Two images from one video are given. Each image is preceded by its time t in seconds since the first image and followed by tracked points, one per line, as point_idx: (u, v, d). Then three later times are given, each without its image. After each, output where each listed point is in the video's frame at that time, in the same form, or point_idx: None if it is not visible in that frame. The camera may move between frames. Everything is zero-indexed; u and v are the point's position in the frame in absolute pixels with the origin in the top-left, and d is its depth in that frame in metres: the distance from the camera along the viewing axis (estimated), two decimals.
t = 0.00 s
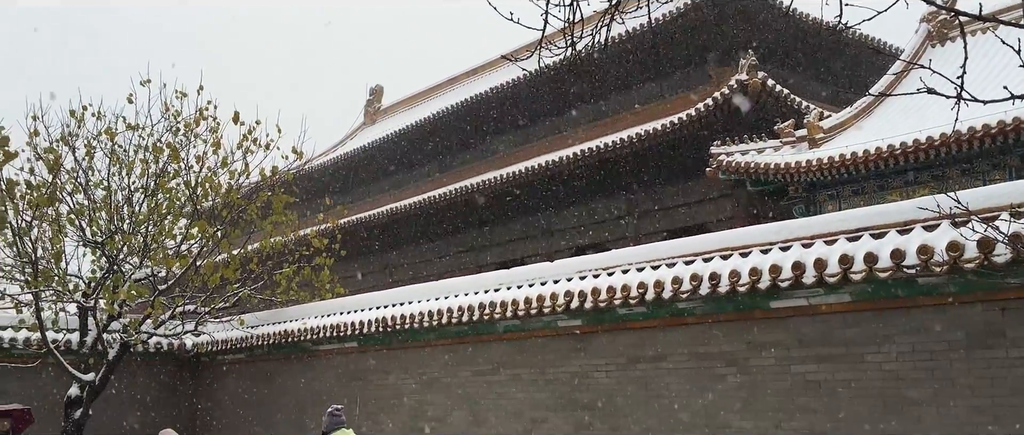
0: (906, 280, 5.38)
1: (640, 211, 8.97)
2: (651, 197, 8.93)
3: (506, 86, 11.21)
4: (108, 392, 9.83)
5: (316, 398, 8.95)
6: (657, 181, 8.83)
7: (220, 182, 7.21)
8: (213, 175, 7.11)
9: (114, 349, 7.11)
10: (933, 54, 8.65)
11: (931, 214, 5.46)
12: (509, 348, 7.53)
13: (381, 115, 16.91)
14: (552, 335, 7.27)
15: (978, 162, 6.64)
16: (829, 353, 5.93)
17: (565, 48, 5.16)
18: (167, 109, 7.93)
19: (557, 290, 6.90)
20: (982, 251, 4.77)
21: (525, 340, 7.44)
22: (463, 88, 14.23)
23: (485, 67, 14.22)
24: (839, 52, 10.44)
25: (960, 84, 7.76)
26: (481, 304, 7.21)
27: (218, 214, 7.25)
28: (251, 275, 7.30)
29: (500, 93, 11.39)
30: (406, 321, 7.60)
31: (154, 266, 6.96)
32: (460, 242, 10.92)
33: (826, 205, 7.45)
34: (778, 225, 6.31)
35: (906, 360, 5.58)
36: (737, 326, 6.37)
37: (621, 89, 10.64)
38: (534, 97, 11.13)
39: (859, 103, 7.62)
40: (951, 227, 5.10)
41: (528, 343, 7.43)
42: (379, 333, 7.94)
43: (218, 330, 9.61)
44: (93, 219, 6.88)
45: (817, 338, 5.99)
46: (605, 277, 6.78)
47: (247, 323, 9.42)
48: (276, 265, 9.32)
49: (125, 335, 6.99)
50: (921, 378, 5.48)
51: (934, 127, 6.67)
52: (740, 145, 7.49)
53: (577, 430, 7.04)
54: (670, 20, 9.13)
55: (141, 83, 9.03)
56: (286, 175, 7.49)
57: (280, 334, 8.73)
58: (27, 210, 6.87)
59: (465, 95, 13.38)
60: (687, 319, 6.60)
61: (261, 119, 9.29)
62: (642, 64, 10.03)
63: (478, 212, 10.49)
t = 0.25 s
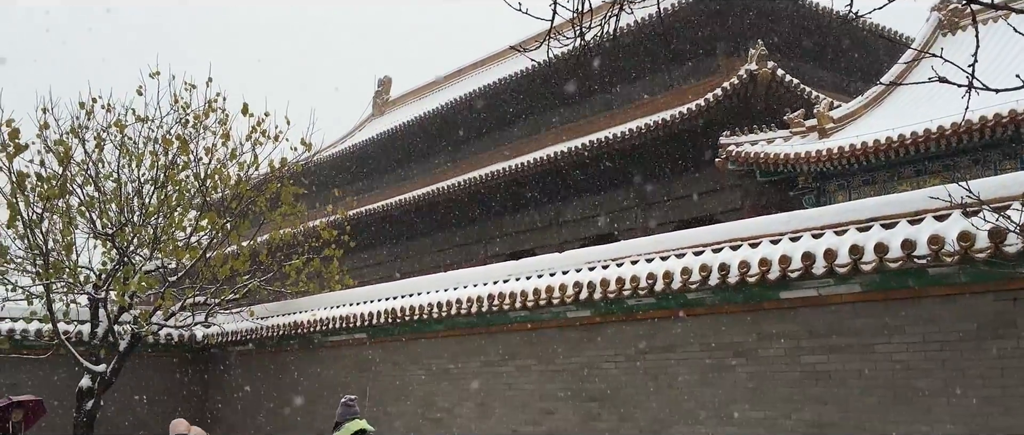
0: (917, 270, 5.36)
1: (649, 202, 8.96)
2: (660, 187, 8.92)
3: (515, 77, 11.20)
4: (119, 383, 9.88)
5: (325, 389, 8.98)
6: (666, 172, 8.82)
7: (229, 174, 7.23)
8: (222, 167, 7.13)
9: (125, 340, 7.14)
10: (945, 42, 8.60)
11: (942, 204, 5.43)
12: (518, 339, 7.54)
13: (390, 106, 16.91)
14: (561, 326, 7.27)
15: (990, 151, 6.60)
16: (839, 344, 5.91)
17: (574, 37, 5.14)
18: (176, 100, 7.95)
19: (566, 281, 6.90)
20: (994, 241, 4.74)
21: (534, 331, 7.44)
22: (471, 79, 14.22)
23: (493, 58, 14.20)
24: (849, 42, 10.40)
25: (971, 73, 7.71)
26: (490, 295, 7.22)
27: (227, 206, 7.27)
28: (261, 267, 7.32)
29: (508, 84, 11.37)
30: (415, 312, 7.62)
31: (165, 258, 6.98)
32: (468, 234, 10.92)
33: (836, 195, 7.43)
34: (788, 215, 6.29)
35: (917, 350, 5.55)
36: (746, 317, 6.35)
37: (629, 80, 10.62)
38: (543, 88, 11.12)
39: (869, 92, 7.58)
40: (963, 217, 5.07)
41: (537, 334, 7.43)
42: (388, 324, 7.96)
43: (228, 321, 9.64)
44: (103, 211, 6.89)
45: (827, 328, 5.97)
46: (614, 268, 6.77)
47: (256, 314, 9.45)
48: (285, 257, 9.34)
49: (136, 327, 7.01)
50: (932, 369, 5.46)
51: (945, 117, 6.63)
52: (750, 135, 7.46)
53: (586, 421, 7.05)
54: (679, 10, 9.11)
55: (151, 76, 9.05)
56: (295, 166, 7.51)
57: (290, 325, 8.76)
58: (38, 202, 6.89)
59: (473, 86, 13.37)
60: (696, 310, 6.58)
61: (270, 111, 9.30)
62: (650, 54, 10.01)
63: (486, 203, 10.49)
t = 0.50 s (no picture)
0: (927, 261, 5.33)
1: (658, 193, 8.95)
2: (669, 178, 8.91)
3: (523, 68, 11.18)
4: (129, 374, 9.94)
5: (335, 380, 9.01)
6: (674, 163, 8.81)
7: (238, 166, 7.24)
8: (231, 159, 7.15)
9: (135, 332, 7.17)
10: (956, 32, 8.55)
11: (953, 194, 5.40)
12: (527, 330, 7.55)
13: (398, 97, 16.90)
14: (569, 317, 7.28)
15: (1001, 141, 6.56)
16: (849, 335, 5.89)
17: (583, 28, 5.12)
18: (185, 92, 7.96)
19: (575, 272, 6.90)
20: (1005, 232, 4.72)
21: (543, 322, 7.45)
22: (479, 71, 14.20)
23: (502, 49, 14.17)
24: (860, 32, 10.35)
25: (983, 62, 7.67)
26: (499, 287, 7.22)
27: (236, 198, 7.28)
28: (270, 258, 7.34)
29: (516, 76, 11.36)
30: (423, 304, 7.63)
31: (174, 249, 7.00)
32: (477, 225, 10.92)
33: (845, 186, 7.41)
34: (797, 206, 6.26)
35: (927, 341, 5.53)
36: (755, 307, 6.35)
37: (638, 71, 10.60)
38: (551, 79, 11.10)
39: (879, 82, 7.55)
40: (973, 208, 5.04)
41: (546, 325, 7.44)
42: (397, 315, 7.98)
43: (238, 312, 9.68)
44: (113, 203, 6.92)
45: (837, 319, 5.95)
46: (623, 260, 6.77)
47: (266, 306, 9.48)
48: (295, 249, 9.36)
49: (146, 318, 7.04)
50: (942, 360, 5.44)
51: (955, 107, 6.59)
52: (759, 126, 7.44)
53: (594, 412, 7.06)
54: None
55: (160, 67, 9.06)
56: (304, 158, 7.52)
57: (299, 316, 8.79)
58: (49, 194, 6.92)
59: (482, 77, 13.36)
60: (705, 301, 6.57)
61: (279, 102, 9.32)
62: (660, 45, 9.98)
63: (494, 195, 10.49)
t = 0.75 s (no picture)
0: (936, 252, 5.31)
1: (667, 184, 8.94)
2: (678, 170, 8.90)
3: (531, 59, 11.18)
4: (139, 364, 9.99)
5: (344, 371, 9.04)
6: (683, 154, 8.79)
7: (247, 157, 7.27)
8: (240, 150, 7.17)
9: (145, 322, 7.20)
10: (968, 22, 8.50)
11: (963, 185, 5.37)
12: (535, 321, 7.56)
13: (406, 88, 16.88)
14: (577, 308, 7.28)
15: (1012, 132, 6.53)
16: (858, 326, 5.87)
17: (591, 20, 5.11)
18: (193, 84, 7.98)
19: (583, 263, 6.89)
20: (1016, 223, 4.69)
21: (551, 313, 7.46)
22: (488, 62, 14.19)
23: (510, 41, 14.15)
24: (870, 22, 10.30)
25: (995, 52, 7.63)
26: (507, 278, 7.23)
27: (245, 190, 7.31)
28: (279, 249, 7.36)
29: (524, 67, 11.35)
30: (432, 295, 7.64)
31: (184, 240, 7.03)
32: (485, 216, 10.93)
33: (854, 177, 7.39)
34: (807, 197, 6.24)
35: (936, 333, 5.51)
36: (763, 299, 6.34)
37: (648, 61, 10.60)
38: (560, 69, 11.10)
39: (889, 73, 7.51)
40: (984, 199, 5.01)
41: (554, 316, 7.45)
42: (405, 306, 8.00)
43: (248, 303, 9.72)
44: (122, 195, 6.93)
45: (846, 310, 5.93)
46: (631, 251, 6.76)
47: (275, 296, 9.52)
48: (303, 240, 9.38)
49: (155, 309, 7.07)
50: (951, 352, 5.43)
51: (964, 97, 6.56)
52: (768, 116, 7.42)
53: (602, 403, 7.07)
54: None
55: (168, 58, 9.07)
56: (312, 149, 7.54)
57: (308, 307, 8.82)
58: (58, 185, 6.94)
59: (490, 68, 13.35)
60: (713, 292, 6.56)
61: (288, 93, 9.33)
62: (669, 36, 9.97)
63: (502, 187, 10.47)
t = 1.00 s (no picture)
0: (947, 243, 5.28)
1: (676, 175, 8.93)
2: (687, 160, 8.88)
3: (539, 50, 11.16)
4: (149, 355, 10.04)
5: (353, 362, 9.07)
6: (692, 145, 8.78)
7: (256, 148, 7.29)
8: (249, 141, 7.19)
9: (155, 313, 7.21)
10: (980, 11, 8.44)
11: (974, 176, 5.34)
12: (544, 312, 7.56)
13: (415, 80, 16.86)
14: (586, 299, 7.28)
15: None
16: (868, 317, 5.85)
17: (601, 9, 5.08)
18: (203, 75, 7.99)
19: (591, 255, 6.88)
20: None
21: (559, 304, 7.46)
22: (496, 53, 14.18)
23: (518, 32, 14.13)
24: (881, 11, 10.25)
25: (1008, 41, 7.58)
26: (516, 268, 7.22)
27: (255, 180, 7.33)
28: (288, 240, 7.38)
29: (532, 58, 11.33)
30: (441, 286, 7.65)
31: (194, 231, 7.05)
32: (493, 208, 10.93)
33: (865, 167, 7.37)
34: (817, 187, 6.21)
35: (947, 324, 5.49)
36: (773, 290, 6.32)
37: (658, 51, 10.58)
38: (568, 60, 11.08)
39: (900, 63, 7.47)
40: (996, 189, 4.99)
41: (562, 307, 7.45)
42: (414, 297, 8.01)
43: (257, 294, 9.75)
44: (132, 186, 6.95)
45: (856, 301, 5.91)
46: (640, 242, 6.74)
47: (284, 287, 9.55)
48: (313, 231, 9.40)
49: (165, 299, 7.10)
50: (962, 343, 5.40)
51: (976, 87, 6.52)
52: (778, 107, 7.40)
53: (611, 394, 7.07)
54: None
55: (177, 49, 9.08)
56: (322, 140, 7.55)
57: (317, 298, 8.84)
58: (68, 176, 6.96)
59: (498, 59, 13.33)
60: (723, 283, 6.54)
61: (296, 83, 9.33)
62: (678, 26, 9.94)
63: (511, 178, 10.46)
